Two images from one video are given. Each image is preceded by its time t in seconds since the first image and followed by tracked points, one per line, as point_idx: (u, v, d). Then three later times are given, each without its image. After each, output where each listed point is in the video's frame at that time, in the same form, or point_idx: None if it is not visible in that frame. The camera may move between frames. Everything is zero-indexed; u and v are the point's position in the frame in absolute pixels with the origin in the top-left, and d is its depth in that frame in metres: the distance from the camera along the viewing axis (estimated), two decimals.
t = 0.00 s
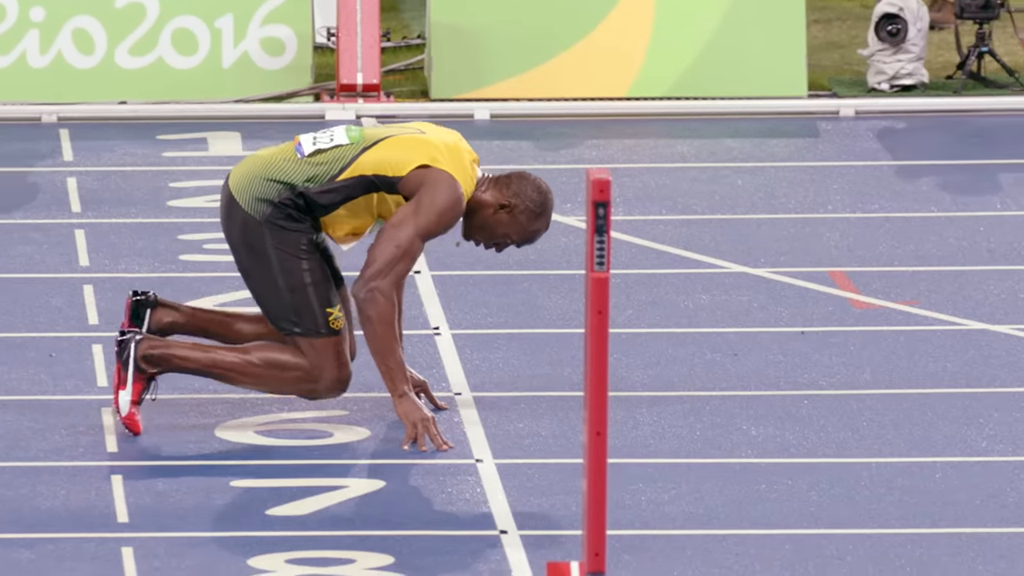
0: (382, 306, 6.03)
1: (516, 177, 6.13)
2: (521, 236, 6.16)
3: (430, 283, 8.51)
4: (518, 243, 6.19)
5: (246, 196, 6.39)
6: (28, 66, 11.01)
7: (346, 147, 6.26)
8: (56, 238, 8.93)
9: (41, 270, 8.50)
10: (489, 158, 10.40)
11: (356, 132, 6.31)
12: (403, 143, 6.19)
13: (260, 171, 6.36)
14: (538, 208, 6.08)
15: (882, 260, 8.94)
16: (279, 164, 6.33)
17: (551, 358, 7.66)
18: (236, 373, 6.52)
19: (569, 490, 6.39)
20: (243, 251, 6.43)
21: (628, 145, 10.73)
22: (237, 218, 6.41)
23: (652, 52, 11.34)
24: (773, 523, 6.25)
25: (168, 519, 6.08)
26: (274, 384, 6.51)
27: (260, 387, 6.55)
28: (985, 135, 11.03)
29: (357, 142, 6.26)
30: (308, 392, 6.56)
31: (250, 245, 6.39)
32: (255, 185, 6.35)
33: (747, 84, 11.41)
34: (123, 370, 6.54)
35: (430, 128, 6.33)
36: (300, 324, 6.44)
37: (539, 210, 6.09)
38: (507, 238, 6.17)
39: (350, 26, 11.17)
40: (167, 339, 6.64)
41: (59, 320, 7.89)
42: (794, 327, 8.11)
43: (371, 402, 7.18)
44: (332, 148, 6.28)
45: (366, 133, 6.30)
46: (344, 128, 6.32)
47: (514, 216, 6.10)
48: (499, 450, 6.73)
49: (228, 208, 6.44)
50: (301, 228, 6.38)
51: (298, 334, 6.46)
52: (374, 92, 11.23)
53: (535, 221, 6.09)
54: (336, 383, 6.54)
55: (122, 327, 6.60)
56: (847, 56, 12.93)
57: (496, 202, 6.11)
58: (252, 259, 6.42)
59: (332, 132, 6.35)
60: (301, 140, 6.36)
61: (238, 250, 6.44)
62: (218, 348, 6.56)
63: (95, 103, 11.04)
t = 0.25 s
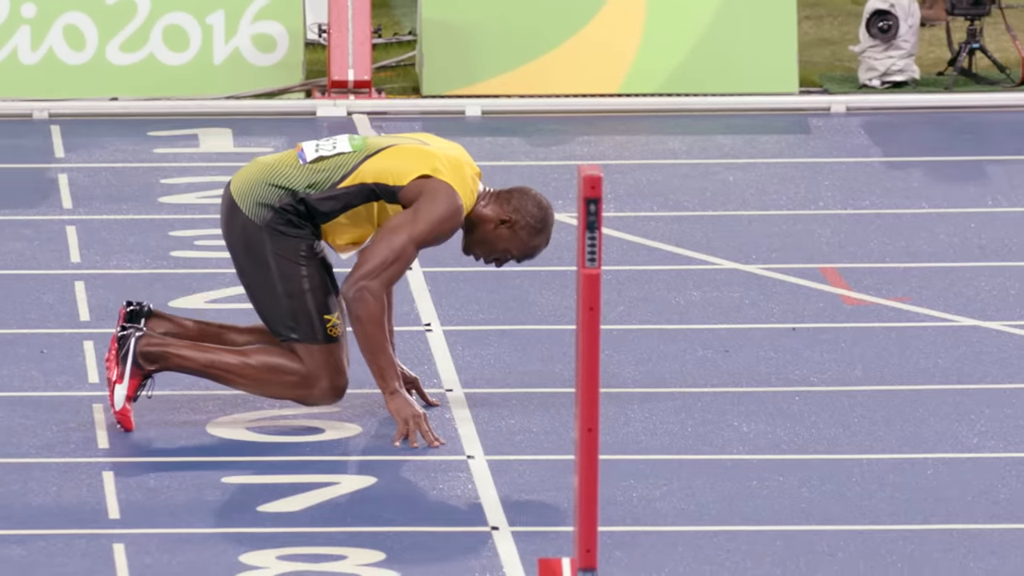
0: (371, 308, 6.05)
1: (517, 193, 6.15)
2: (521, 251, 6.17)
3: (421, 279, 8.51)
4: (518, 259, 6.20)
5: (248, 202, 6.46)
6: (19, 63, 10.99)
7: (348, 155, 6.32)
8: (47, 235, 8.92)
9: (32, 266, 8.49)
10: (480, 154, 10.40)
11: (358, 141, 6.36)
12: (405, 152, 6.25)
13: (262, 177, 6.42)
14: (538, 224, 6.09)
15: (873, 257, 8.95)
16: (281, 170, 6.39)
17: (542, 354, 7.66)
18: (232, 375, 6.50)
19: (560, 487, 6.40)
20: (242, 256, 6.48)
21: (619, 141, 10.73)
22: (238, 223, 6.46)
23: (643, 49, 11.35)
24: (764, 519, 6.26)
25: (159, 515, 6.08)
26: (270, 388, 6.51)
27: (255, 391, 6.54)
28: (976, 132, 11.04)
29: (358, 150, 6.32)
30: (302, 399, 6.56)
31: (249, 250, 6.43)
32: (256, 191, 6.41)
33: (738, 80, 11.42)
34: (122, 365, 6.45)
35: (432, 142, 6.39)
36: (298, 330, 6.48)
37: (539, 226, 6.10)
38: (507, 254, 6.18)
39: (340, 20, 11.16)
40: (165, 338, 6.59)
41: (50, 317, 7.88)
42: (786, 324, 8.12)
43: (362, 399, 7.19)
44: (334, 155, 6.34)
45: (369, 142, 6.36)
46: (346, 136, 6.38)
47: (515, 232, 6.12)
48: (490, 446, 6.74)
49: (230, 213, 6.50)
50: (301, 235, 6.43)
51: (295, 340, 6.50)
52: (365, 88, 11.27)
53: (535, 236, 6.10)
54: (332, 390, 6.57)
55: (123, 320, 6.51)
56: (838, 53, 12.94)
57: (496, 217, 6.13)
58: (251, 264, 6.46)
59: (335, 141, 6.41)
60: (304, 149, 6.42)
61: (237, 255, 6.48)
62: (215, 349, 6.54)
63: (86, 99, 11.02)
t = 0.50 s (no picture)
0: (364, 307, 6.12)
1: (517, 212, 6.20)
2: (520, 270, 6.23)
3: (417, 274, 8.51)
4: (517, 277, 6.26)
5: (251, 202, 6.49)
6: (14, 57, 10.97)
7: (354, 163, 6.35)
8: (43, 229, 8.92)
9: (27, 261, 8.49)
10: (476, 148, 10.40)
11: (364, 148, 6.40)
12: (411, 164, 6.28)
13: (266, 179, 6.45)
14: (538, 243, 6.15)
15: (869, 252, 8.96)
16: (286, 173, 6.42)
17: (539, 349, 7.66)
18: (233, 375, 6.55)
19: (556, 482, 6.40)
20: (244, 257, 6.51)
21: (615, 136, 10.72)
22: (241, 224, 6.49)
23: (640, 43, 11.35)
24: (760, 514, 6.26)
25: (155, 510, 6.08)
26: (271, 388, 6.56)
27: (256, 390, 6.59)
28: (972, 126, 11.04)
29: (365, 158, 6.35)
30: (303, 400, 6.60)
31: (252, 251, 6.47)
32: (260, 192, 6.44)
33: (734, 75, 11.41)
34: (124, 358, 6.53)
35: (439, 155, 6.42)
36: (299, 333, 6.53)
37: (539, 245, 6.17)
38: (506, 272, 6.23)
39: (336, 14, 11.16)
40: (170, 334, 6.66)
41: (46, 311, 7.88)
42: (782, 319, 8.13)
43: (359, 394, 7.19)
44: (340, 162, 6.38)
45: (375, 151, 6.40)
46: (353, 144, 6.42)
47: (515, 250, 6.17)
48: (486, 441, 6.74)
49: (233, 214, 6.53)
50: (303, 238, 6.46)
51: (296, 343, 6.55)
52: (361, 83, 11.25)
53: (535, 256, 6.16)
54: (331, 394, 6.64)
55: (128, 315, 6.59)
56: (834, 48, 12.94)
57: (497, 236, 6.17)
58: (253, 266, 6.50)
59: (342, 148, 6.44)
60: (310, 153, 6.46)
61: (239, 256, 6.52)
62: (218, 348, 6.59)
63: (82, 94, 11.00)
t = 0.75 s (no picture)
0: (360, 308, 6.15)
1: (520, 232, 6.27)
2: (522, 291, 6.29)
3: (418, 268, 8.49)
4: (518, 298, 6.33)
5: (259, 202, 6.54)
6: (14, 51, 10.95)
7: (363, 171, 6.43)
8: (43, 223, 8.90)
9: (28, 255, 8.47)
10: (477, 141, 10.38)
11: (374, 158, 6.49)
12: (419, 176, 6.34)
13: (274, 182, 6.51)
14: (540, 265, 6.22)
15: (871, 245, 8.94)
16: (294, 177, 6.48)
17: (540, 343, 7.65)
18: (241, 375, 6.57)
19: (558, 476, 6.39)
20: (250, 258, 6.53)
21: (617, 129, 10.70)
22: (247, 224, 6.52)
23: (641, 36, 11.33)
24: (762, 509, 6.25)
25: (156, 504, 6.07)
26: (278, 389, 6.59)
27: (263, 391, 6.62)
28: (975, 120, 11.02)
29: (374, 167, 6.44)
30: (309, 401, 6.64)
31: (257, 252, 6.49)
32: (268, 193, 6.50)
33: (736, 68, 11.38)
34: (133, 353, 6.55)
35: (448, 170, 6.49)
36: (305, 334, 6.54)
37: (542, 266, 6.23)
38: (508, 292, 6.30)
39: (336, 8, 11.16)
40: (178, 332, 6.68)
41: (46, 305, 7.86)
42: (783, 313, 8.11)
43: (360, 387, 7.18)
44: (349, 169, 6.46)
45: (384, 161, 6.48)
46: (363, 153, 6.51)
47: (517, 270, 6.24)
48: (488, 435, 6.73)
49: (241, 215, 6.56)
50: (309, 240, 6.47)
51: (302, 344, 6.56)
52: (362, 76, 11.23)
53: (537, 277, 6.23)
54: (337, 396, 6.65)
55: (137, 310, 6.62)
56: (836, 41, 12.92)
57: (500, 256, 6.24)
58: (259, 267, 6.52)
59: (352, 156, 6.52)
60: (319, 157, 6.53)
61: (245, 257, 6.55)
62: (226, 347, 6.62)
63: (82, 88, 10.98)
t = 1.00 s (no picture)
0: (357, 304, 6.24)
1: (523, 250, 6.30)
2: (524, 308, 6.33)
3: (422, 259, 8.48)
4: (520, 315, 6.37)
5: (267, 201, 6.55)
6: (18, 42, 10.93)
7: (372, 178, 6.43)
8: (47, 214, 8.89)
9: (32, 246, 8.46)
10: (481, 133, 10.36)
11: (385, 167, 6.49)
12: (428, 187, 6.32)
13: (283, 181, 6.52)
14: (543, 283, 6.26)
15: (876, 237, 8.92)
16: (303, 178, 6.49)
17: (544, 335, 7.64)
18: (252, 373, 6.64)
19: (562, 467, 6.37)
20: (258, 258, 6.55)
21: (621, 120, 10.68)
22: (255, 224, 6.54)
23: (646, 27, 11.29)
24: (766, 500, 6.24)
25: (160, 495, 6.06)
26: (287, 388, 6.67)
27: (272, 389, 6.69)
28: (980, 111, 10.99)
29: (384, 176, 6.43)
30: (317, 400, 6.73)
31: (265, 252, 6.52)
32: (277, 192, 6.50)
33: (741, 59, 11.36)
34: (141, 346, 6.59)
35: (458, 185, 6.47)
36: (314, 334, 6.58)
37: (544, 285, 6.27)
38: (510, 309, 6.35)
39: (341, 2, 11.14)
40: (188, 328, 6.72)
41: (50, 296, 7.86)
42: (788, 304, 8.10)
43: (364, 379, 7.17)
44: (359, 176, 6.46)
45: (394, 171, 6.49)
46: (374, 161, 6.52)
47: (520, 288, 6.28)
48: (492, 426, 6.72)
49: (247, 215, 6.58)
50: (316, 240, 6.51)
51: (310, 343, 6.62)
52: (366, 67, 11.27)
53: (541, 295, 6.27)
54: (344, 394, 6.72)
55: (147, 304, 6.66)
56: (841, 32, 12.89)
57: (503, 274, 6.27)
58: (267, 267, 6.55)
59: (362, 164, 6.53)
60: (330, 161, 6.53)
61: (252, 257, 6.57)
62: (237, 345, 6.68)
63: (86, 79, 10.97)
